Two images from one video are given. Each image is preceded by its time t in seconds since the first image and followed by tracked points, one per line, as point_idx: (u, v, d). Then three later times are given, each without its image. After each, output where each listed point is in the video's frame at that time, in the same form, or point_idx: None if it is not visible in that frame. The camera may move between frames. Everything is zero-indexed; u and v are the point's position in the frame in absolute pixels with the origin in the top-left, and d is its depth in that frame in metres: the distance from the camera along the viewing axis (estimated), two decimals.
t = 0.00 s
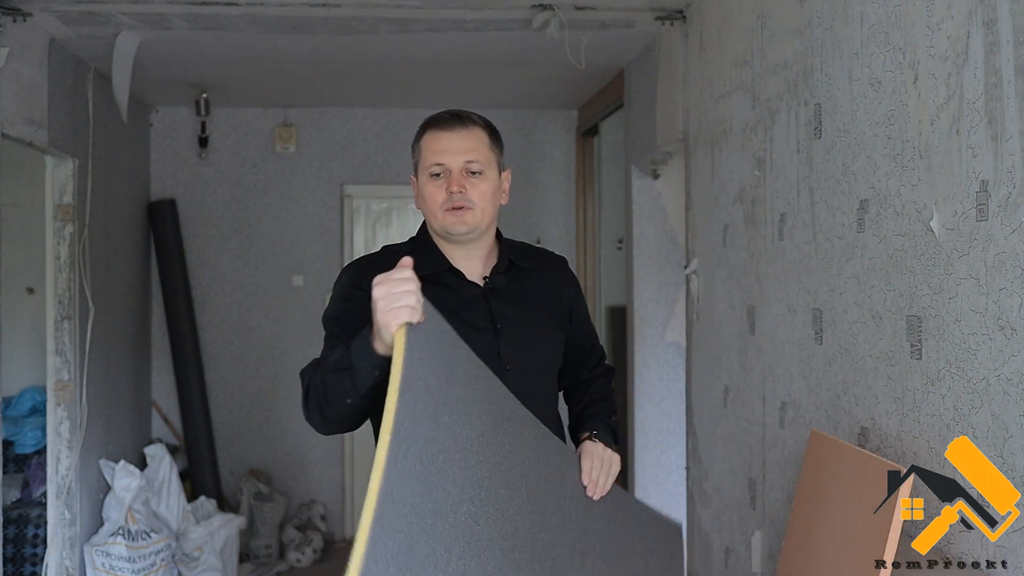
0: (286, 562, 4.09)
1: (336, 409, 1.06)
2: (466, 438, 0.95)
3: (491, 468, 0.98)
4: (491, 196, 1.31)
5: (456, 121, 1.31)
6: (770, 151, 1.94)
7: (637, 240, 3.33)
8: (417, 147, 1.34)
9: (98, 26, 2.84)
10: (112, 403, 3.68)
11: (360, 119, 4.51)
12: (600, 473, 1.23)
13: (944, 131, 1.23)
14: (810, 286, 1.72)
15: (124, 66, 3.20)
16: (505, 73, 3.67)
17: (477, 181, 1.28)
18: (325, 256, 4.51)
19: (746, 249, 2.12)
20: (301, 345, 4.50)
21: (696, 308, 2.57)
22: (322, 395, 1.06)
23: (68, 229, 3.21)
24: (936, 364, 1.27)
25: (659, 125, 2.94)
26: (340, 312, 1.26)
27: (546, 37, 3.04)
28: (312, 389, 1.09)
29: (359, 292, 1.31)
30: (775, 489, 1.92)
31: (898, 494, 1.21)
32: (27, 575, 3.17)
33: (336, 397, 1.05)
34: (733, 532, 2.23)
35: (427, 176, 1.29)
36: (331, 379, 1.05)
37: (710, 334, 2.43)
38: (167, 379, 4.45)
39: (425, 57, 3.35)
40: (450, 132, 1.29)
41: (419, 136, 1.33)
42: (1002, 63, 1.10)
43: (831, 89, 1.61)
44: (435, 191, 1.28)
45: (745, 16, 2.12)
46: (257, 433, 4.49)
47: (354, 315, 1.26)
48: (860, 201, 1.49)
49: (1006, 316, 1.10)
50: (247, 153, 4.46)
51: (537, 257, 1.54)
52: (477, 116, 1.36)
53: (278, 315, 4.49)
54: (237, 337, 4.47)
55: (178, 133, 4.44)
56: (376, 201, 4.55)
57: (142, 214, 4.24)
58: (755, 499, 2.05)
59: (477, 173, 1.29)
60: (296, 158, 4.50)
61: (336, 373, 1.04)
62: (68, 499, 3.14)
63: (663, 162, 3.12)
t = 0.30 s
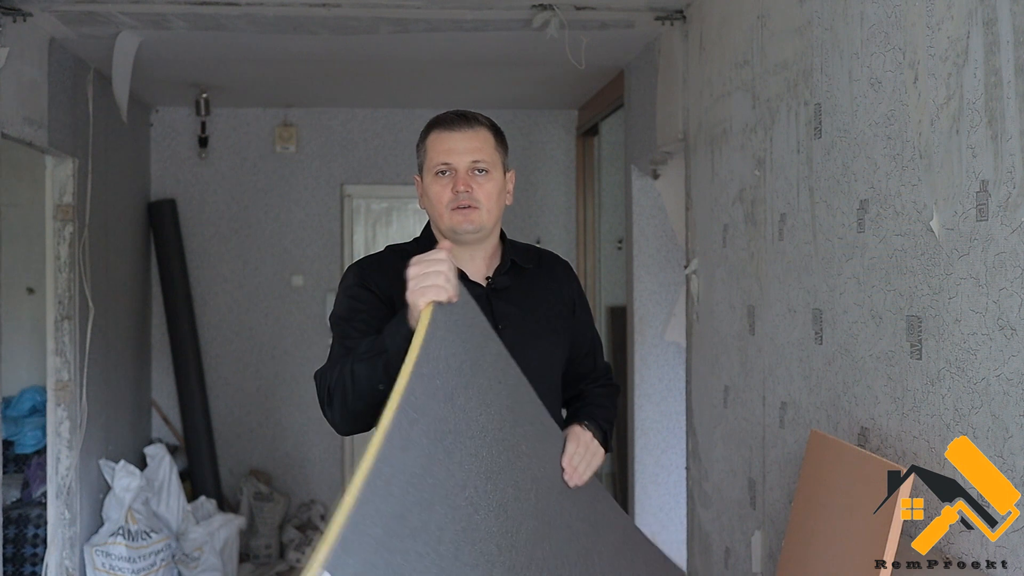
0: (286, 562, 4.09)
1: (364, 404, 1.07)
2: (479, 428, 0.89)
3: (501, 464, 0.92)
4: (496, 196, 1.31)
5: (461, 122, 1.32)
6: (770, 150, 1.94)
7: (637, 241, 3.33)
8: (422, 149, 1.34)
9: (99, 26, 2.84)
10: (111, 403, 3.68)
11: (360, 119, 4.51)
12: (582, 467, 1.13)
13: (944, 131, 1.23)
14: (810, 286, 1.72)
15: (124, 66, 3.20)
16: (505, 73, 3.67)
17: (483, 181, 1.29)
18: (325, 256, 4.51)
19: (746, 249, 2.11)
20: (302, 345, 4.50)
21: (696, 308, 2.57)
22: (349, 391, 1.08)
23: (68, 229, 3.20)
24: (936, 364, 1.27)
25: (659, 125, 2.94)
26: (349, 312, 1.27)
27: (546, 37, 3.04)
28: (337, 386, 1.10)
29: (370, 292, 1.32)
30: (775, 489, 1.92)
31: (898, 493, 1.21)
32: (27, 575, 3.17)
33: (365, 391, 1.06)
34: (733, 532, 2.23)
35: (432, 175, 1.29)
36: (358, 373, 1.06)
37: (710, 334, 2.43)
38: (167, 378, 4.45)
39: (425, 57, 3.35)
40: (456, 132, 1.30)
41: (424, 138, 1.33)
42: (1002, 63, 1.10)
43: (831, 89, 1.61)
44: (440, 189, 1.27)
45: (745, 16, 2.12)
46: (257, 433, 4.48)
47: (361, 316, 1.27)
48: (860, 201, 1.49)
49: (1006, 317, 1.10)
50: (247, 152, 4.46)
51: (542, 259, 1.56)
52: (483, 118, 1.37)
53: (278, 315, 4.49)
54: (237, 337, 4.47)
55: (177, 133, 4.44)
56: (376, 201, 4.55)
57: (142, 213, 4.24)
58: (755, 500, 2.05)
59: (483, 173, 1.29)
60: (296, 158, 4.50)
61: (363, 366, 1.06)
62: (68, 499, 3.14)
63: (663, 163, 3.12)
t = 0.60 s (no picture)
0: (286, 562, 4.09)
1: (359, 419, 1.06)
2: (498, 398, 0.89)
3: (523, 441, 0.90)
4: (504, 194, 1.30)
5: (469, 120, 1.32)
6: (770, 150, 1.94)
7: (637, 241, 3.33)
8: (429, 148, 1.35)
9: (98, 26, 2.84)
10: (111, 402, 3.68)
11: (360, 119, 4.51)
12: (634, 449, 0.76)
13: (944, 131, 1.23)
14: (810, 287, 1.72)
15: (124, 66, 3.20)
16: (505, 73, 3.67)
17: (491, 178, 1.28)
18: (324, 256, 4.51)
19: (746, 249, 2.11)
20: (301, 345, 4.50)
21: (696, 308, 2.57)
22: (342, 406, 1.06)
23: (68, 229, 3.20)
24: (936, 364, 1.27)
25: (659, 125, 2.94)
26: (344, 318, 1.27)
27: (546, 37, 3.04)
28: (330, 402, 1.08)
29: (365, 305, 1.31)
30: (775, 490, 1.92)
31: (898, 493, 1.21)
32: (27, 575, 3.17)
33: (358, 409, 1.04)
34: (733, 532, 2.23)
35: (440, 173, 1.29)
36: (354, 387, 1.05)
37: (710, 334, 2.43)
38: (167, 378, 4.45)
39: (426, 57, 3.35)
40: (463, 130, 1.30)
41: (431, 136, 1.33)
42: (1002, 63, 1.10)
43: (831, 89, 1.61)
44: (448, 186, 1.27)
45: (744, 16, 2.12)
46: (257, 433, 4.48)
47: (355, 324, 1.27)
48: (860, 201, 1.49)
49: (1006, 317, 1.10)
50: (247, 152, 4.46)
51: (542, 261, 1.56)
52: (492, 118, 1.37)
53: (278, 315, 4.49)
54: (237, 337, 4.47)
55: (177, 133, 4.44)
56: (376, 201, 4.55)
57: (142, 213, 4.24)
58: (755, 500, 2.05)
59: (490, 170, 1.28)
60: (296, 158, 4.50)
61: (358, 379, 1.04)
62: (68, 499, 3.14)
63: (663, 163, 3.12)
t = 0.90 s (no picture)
0: (286, 562, 4.09)
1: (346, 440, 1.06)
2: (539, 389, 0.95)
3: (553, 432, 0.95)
4: (500, 192, 1.29)
5: (465, 120, 1.32)
6: (770, 150, 1.94)
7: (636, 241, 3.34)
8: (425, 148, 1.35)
9: (98, 26, 2.84)
10: (111, 402, 3.68)
11: (360, 119, 4.51)
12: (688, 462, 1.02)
13: (944, 131, 1.23)
14: (810, 287, 1.72)
15: (123, 67, 3.20)
16: (505, 73, 3.67)
17: (487, 176, 1.28)
18: (325, 256, 4.51)
19: (746, 249, 2.11)
20: (301, 345, 4.50)
21: (696, 308, 2.57)
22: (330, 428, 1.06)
23: (68, 229, 3.20)
24: (936, 364, 1.27)
25: (659, 124, 2.94)
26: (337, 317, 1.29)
27: (546, 37, 3.04)
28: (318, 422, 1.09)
29: (355, 309, 1.31)
30: (775, 490, 1.93)
31: (898, 493, 1.21)
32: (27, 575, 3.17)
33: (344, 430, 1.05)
34: (733, 532, 2.23)
35: (436, 170, 1.29)
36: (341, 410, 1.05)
37: (711, 334, 2.43)
38: (167, 378, 4.45)
39: (425, 57, 3.35)
40: (460, 129, 1.30)
41: (428, 137, 1.34)
42: (1002, 63, 1.10)
43: (831, 89, 1.61)
44: (444, 184, 1.27)
45: (745, 16, 2.12)
46: (257, 433, 4.48)
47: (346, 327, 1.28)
48: (860, 201, 1.49)
49: (1006, 317, 1.10)
50: (247, 152, 4.46)
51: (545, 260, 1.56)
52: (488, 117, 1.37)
53: (278, 315, 4.49)
54: (237, 337, 4.47)
55: (177, 132, 4.44)
56: (376, 201, 4.56)
57: (142, 214, 4.24)
58: (755, 499, 2.05)
59: (486, 168, 1.28)
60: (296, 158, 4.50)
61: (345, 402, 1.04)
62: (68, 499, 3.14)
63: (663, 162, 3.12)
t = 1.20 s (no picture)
0: (286, 562, 4.11)
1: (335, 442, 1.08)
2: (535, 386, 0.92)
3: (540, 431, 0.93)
4: (496, 195, 1.29)
5: (462, 121, 1.31)
6: (770, 150, 1.94)
7: (636, 241, 3.34)
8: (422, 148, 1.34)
9: (98, 26, 2.84)
10: (111, 402, 3.68)
11: (360, 119, 4.51)
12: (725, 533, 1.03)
13: (944, 131, 1.23)
14: (810, 287, 1.72)
15: (123, 67, 3.20)
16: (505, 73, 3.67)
17: (483, 178, 1.28)
18: (324, 256, 4.51)
19: (746, 250, 2.11)
20: (301, 345, 4.50)
21: (696, 308, 2.57)
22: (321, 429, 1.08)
23: (68, 229, 3.20)
24: (936, 364, 1.27)
25: (659, 124, 2.94)
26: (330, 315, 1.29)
27: (546, 37, 3.04)
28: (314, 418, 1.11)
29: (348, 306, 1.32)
30: (775, 490, 1.93)
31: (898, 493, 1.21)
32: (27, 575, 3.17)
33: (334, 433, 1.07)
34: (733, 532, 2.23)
35: (433, 172, 1.28)
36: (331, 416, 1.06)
37: (711, 334, 2.43)
38: (167, 378, 4.45)
39: (425, 57, 3.35)
40: (457, 130, 1.29)
41: (424, 137, 1.33)
42: (1002, 63, 1.10)
43: (831, 89, 1.61)
44: (442, 185, 1.27)
45: (745, 15, 2.11)
46: (257, 433, 4.49)
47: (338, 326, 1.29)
48: (860, 201, 1.49)
49: (1006, 317, 1.10)
50: (247, 152, 4.46)
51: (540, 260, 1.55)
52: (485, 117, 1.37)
53: (278, 314, 4.49)
54: (237, 337, 4.48)
55: (177, 132, 4.44)
56: (376, 201, 4.55)
57: (142, 214, 4.24)
58: (755, 499, 2.05)
59: (483, 171, 1.28)
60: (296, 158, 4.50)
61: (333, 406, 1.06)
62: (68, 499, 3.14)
63: (664, 162, 3.12)
